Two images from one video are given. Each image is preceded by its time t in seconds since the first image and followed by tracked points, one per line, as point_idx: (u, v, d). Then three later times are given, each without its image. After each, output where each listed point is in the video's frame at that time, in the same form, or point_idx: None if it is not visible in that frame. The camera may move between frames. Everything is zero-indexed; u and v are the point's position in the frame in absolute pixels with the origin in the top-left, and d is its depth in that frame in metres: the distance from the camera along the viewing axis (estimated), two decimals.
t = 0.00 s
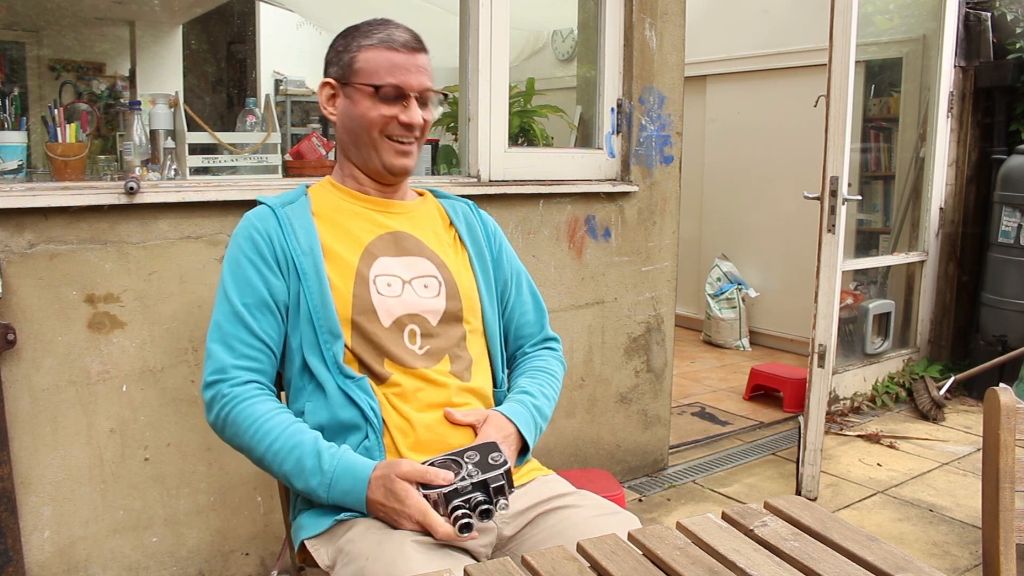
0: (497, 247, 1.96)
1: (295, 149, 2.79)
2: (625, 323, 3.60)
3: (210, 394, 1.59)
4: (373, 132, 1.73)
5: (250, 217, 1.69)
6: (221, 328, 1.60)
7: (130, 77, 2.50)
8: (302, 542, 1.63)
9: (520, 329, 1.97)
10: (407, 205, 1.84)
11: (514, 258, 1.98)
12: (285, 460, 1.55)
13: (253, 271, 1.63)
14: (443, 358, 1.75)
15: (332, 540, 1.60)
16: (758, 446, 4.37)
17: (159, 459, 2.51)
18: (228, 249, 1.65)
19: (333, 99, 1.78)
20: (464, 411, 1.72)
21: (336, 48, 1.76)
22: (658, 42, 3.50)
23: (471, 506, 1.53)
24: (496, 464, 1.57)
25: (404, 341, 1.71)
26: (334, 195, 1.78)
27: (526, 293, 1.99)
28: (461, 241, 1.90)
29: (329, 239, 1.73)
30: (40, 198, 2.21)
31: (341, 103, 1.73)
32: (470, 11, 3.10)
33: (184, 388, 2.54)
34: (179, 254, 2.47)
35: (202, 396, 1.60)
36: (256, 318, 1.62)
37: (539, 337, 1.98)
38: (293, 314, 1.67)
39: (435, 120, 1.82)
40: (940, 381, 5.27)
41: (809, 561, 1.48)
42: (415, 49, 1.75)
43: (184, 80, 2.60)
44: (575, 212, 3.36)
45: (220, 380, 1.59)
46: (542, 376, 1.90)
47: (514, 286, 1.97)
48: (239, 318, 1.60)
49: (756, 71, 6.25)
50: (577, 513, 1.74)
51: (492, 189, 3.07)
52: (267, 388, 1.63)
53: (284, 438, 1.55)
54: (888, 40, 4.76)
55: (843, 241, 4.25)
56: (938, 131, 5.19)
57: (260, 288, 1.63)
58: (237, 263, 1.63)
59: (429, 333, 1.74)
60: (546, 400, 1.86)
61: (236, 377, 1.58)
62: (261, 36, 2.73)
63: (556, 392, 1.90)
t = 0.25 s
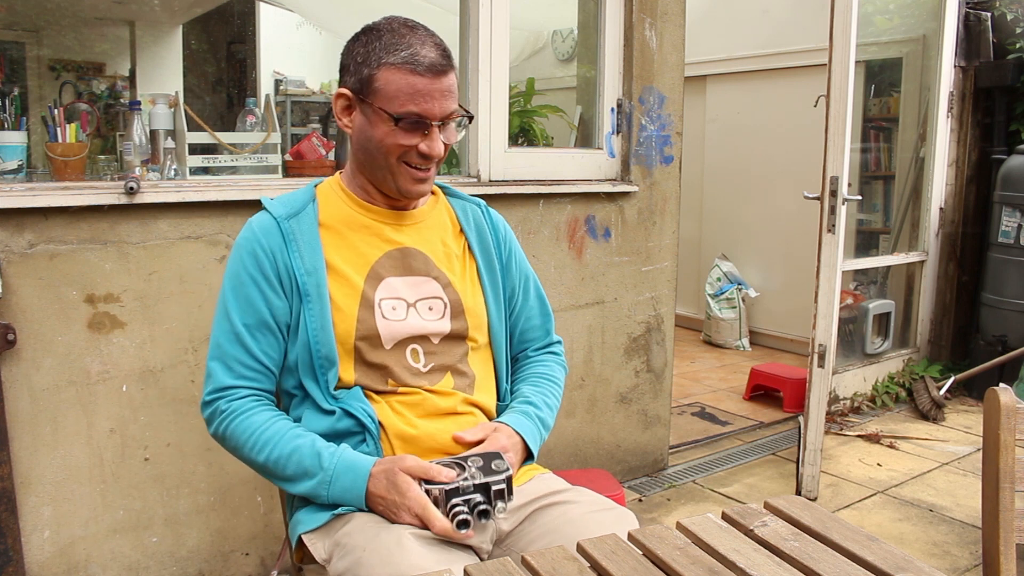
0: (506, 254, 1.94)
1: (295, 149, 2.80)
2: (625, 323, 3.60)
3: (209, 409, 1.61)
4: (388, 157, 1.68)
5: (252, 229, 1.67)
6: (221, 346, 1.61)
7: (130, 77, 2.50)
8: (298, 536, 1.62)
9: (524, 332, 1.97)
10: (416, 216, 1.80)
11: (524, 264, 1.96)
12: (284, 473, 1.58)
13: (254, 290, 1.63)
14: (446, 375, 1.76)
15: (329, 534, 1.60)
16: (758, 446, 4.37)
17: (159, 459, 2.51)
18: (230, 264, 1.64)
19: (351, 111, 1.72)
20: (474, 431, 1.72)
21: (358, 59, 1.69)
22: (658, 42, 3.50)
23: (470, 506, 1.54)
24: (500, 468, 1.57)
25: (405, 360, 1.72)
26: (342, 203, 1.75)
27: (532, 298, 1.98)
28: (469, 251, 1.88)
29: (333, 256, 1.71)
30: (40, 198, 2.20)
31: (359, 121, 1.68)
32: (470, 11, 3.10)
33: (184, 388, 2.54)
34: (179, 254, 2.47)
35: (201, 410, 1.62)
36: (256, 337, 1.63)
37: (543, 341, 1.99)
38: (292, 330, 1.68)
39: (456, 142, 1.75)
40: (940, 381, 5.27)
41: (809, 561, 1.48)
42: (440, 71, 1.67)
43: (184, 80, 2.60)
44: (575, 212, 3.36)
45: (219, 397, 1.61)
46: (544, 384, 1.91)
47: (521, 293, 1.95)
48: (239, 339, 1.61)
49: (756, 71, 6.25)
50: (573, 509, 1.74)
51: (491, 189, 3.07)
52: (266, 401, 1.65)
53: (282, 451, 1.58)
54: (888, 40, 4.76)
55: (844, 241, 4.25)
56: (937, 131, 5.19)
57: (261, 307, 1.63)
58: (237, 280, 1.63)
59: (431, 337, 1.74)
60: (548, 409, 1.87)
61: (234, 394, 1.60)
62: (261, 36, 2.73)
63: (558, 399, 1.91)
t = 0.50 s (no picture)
0: (504, 257, 1.94)
1: (295, 149, 2.79)
2: (625, 323, 3.60)
3: (208, 415, 1.64)
4: (382, 157, 1.68)
5: (247, 238, 1.68)
6: (218, 355, 1.63)
7: (130, 77, 2.51)
8: (296, 536, 1.61)
9: (519, 334, 1.97)
10: (412, 218, 1.80)
11: (521, 265, 1.96)
12: (276, 479, 1.59)
13: (249, 298, 1.64)
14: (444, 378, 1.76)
15: (327, 532, 1.59)
16: (758, 446, 4.37)
17: (159, 458, 2.51)
18: (226, 274, 1.66)
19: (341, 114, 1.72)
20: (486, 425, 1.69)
21: (345, 62, 1.68)
22: (658, 42, 3.50)
23: (463, 478, 1.58)
24: (474, 434, 1.62)
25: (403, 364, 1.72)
26: (337, 208, 1.75)
27: (528, 300, 1.98)
28: (467, 253, 1.88)
29: (329, 263, 1.71)
30: (40, 198, 2.21)
31: (350, 124, 1.68)
32: (470, 11, 3.10)
33: (184, 388, 2.54)
34: (179, 254, 2.47)
35: (202, 416, 1.65)
36: (251, 346, 1.64)
37: (537, 342, 1.99)
38: (289, 337, 1.68)
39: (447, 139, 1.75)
40: (940, 381, 5.27)
41: (809, 561, 1.48)
42: (428, 68, 1.67)
43: (184, 80, 2.60)
44: (575, 212, 3.36)
45: (217, 405, 1.63)
46: (540, 387, 1.91)
47: (518, 295, 1.95)
48: (234, 348, 1.63)
49: (756, 71, 6.25)
50: (575, 506, 1.74)
51: (491, 189, 3.07)
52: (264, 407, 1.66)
53: (276, 458, 1.59)
54: (888, 40, 4.76)
55: (844, 241, 4.25)
56: (937, 131, 5.19)
57: (255, 316, 1.64)
58: (233, 289, 1.64)
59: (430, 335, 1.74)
60: (546, 410, 1.87)
61: (232, 401, 1.62)
62: (261, 36, 2.73)
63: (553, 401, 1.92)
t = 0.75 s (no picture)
0: (493, 257, 1.96)
1: (295, 149, 2.78)
2: (625, 323, 3.60)
3: (218, 414, 1.64)
4: (379, 132, 1.72)
5: (241, 237, 1.68)
6: (221, 353, 1.63)
7: (130, 77, 2.50)
8: (301, 540, 1.61)
9: (505, 340, 1.96)
10: (401, 210, 1.81)
11: (509, 268, 1.98)
12: (287, 476, 1.59)
13: (248, 294, 1.64)
14: (442, 368, 1.75)
15: (329, 537, 1.59)
16: (758, 446, 4.37)
17: (159, 458, 2.51)
18: (224, 273, 1.66)
19: (331, 104, 1.75)
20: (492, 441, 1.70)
21: (329, 52, 1.74)
22: (658, 42, 3.50)
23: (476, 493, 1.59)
24: (493, 456, 1.64)
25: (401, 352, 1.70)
26: (328, 205, 1.76)
27: (514, 305, 1.99)
28: (460, 245, 1.89)
29: (319, 252, 1.72)
30: (40, 198, 2.21)
31: (343, 108, 1.71)
32: (470, 11, 3.10)
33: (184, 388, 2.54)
34: (179, 254, 2.47)
35: (212, 416, 1.66)
36: (253, 341, 1.64)
37: (520, 349, 1.98)
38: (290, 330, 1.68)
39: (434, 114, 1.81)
40: (940, 381, 5.27)
41: (809, 561, 1.48)
42: (410, 45, 1.74)
43: (184, 80, 2.60)
44: (575, 212, 3.36)
45: (226, 403, 1.64)
46: (528, 394, 1.90)
47: (506, 297, 1.96)
48: (236, 344, 1.63)
49: (756, 71, 6.26)
50: (578, 509, 1.74)
51: (491, 189, 3.07)
52: (272, 402, 1.67)
53: (285, 453, 1.59)
54: (888, 40, 4.76)
55: (844, 241, 4.25)
56: (937, 131, 5.19)
57: (255, 310, 1.64)
58: (231, 287, 1.64)
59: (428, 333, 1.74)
60: (536, 416, 1.87)
61: (239, 398, 1.63)
62: (261, 36, 2.73)
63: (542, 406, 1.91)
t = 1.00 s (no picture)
0: (497, 256, 1.95)
1: (295, 149, 2.79)
2: (625, 323, 3.60)
3: (220, 411, 1.65)
4: (388, 125, 1.69)
5: (245, 233, 1.67)
6: (224, 350, 1.63)
7: (130, 77, 2.50)
8: (300, 540, 1.62)
9: (509, 339, 1.96)
10: (407, 208, 1.81)
11: (513, 268, 1.98)
12: (288, 476, 1.60)
13: (251, 291, 1.63)
14: (443, 369, 1.75)
15: (329, 538, 1.59)
16: (758, 446, 4.37)
17: (159, 458, 2.51)
18: (227, 270, 1.65)
19: (336, 100, 1.73)
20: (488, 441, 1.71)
21: (333, 49, 1.73)
22: (658, 42, 3.50)
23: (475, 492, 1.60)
24: (491, 456, 1.65)
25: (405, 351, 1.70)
26: (333, 202, 1.76)
27: (518, 304, 1.98)
28: (465, 243, 1.88)
29: (325, 250, 1.70)
30: (40, 198, 2.20)
31: (349, 103, 1.70)
32: (470, 11, 3.10)
33: (184, 388, 2.54)
34: (179, 254, 2.47)
35: (214, 413, 1.66)
36: (256, 339, 1.63)
37: (524, 348, 1.99)
38: (292, 327, 1.67)
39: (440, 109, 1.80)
40: (940, 381, 5.27)
41: (808, 561, 1.48)
42: (416, 39, 1.74)
43: (184, 80, 2.60)
44: (575, 212, 3.36)
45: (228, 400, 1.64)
46: (532, 395, 1.91)
47: (510, 297, 1.96)
48: (238, 342, 1.62)
49: (756, 71, 6.26)
50: (579, 512, 1.74)
51: (491, 189, 3.07)
52: (274, 401, 1.67)
53: (286, 454, 1.59)
54: (888, 40, 4.76)
55: (844, 241, 4.25)
56: (938, 131, 5.19)
57: (258, 309, 1.63)
58: (234, 285, 1.64)
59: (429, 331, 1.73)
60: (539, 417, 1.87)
61: (242, 396, 1.63)
62: (261, 36, 2.73)
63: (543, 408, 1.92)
